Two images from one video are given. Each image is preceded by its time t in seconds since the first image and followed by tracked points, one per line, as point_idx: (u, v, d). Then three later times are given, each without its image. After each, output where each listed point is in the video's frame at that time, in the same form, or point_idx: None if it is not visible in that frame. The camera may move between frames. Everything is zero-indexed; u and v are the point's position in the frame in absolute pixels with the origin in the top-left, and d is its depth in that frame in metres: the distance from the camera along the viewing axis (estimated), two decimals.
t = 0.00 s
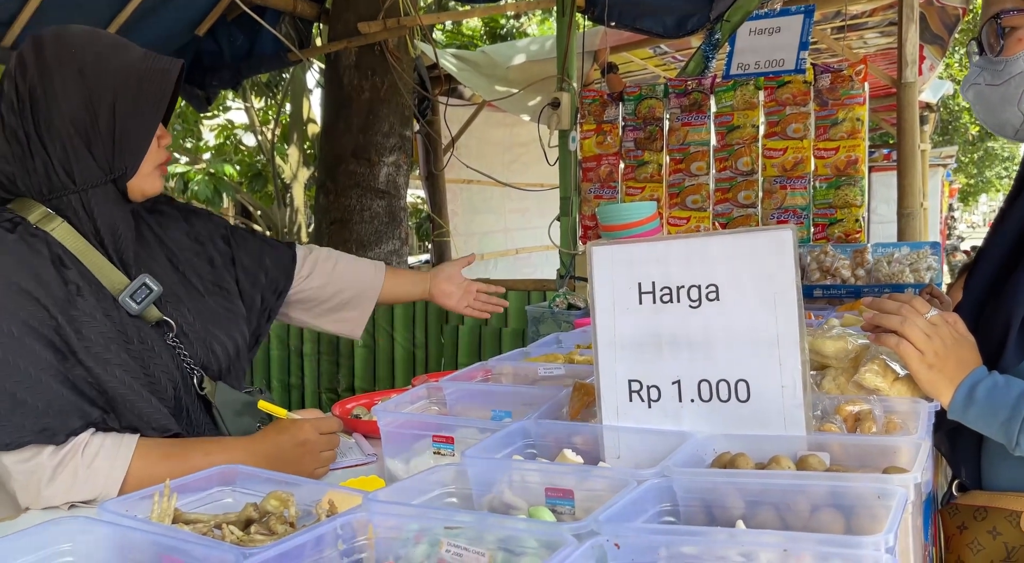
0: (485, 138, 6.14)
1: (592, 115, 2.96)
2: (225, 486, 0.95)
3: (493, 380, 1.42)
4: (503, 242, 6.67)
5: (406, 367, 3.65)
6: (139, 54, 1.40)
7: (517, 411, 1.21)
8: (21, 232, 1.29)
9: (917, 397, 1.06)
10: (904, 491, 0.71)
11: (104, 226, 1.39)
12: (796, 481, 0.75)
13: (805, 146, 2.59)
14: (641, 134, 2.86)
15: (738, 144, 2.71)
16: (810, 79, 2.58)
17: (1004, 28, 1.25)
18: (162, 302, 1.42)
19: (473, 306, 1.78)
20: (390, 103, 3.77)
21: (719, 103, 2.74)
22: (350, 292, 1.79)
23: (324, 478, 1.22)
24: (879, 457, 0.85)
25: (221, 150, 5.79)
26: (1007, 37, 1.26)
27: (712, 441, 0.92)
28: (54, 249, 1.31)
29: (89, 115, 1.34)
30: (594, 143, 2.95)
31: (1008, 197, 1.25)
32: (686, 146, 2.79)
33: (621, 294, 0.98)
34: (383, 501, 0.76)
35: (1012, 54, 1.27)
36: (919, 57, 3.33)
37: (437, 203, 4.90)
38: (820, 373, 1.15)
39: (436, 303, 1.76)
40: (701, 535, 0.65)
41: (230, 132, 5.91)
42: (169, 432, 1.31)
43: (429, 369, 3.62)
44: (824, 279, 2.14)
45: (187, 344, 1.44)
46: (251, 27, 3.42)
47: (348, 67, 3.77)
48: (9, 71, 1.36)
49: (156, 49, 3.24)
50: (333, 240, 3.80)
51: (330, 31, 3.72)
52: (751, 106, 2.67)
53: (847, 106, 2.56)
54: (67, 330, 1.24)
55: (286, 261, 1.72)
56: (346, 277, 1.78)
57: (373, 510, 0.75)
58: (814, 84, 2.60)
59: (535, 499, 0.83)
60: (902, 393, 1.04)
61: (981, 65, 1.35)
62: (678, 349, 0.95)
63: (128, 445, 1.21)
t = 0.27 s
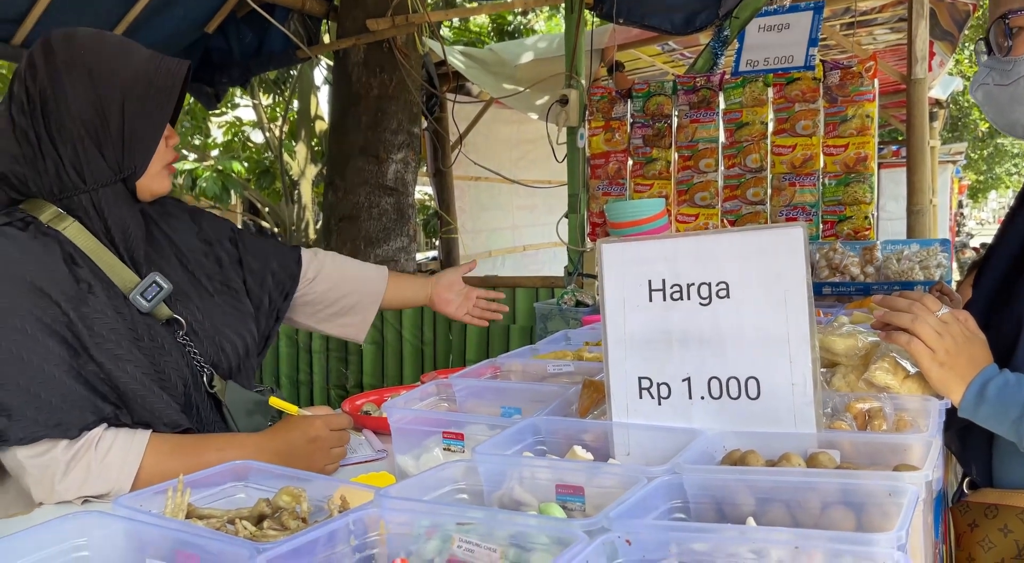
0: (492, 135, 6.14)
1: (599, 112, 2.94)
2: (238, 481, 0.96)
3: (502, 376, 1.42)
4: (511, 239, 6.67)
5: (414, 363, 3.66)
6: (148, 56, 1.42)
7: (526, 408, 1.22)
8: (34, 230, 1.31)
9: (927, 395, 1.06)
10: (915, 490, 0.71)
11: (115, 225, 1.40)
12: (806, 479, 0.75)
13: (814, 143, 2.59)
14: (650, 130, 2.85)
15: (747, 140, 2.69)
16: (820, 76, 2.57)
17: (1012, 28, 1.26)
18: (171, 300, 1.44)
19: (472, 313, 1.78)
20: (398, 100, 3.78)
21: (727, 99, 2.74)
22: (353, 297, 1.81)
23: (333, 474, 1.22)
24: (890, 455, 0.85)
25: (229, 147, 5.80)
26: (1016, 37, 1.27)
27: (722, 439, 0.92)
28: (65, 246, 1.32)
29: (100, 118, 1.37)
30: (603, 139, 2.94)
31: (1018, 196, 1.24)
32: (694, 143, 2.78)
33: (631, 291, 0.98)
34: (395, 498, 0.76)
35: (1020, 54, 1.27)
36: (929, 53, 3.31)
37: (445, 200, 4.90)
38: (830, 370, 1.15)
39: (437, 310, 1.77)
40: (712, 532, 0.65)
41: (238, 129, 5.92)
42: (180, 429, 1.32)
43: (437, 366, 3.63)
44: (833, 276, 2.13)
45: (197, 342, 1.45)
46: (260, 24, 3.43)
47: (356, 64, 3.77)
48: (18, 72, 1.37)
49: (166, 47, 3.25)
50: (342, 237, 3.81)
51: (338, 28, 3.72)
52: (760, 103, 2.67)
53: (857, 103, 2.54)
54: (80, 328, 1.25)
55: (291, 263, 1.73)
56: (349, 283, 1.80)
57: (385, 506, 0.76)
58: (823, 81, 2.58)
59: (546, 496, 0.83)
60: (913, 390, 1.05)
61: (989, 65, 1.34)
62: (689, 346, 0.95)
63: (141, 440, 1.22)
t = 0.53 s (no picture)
0: (503, 132, 6.13)
1: (611, 108, 2.94)
2: (252, 475, 0.97)
3: (514, 373, 1.41)
4: (521, 235, 6.66)
5: (425, 360, 3.67)
6: (159, 54, 1.44)
7: (538, 404, 1.22)
8: (48, 227, 1.32)
9: (942, 393, 1.05)
10: (931, 487, 0.71)
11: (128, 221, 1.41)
12: (821, 476, 0.75)
13: (827, 140, 2.57)
14: (662, 127, 2.84)
15: (759, 137, 2.68)
16: (833, 72, 2.56)
17: None
18: (183, 296, 1.44)
19: (485, 314, 1.78)
20: (409, 97, 3.79)
21: (740, 96, 2.73)
22: (363, 297, 1.80)
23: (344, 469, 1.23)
24: (905, 454, 0.85)
25: (241, 144, 5.82)
26: None
27: (736, 436, 0.92)
28: (78, 242, 1.33)
29: (113, 114, 1.38)
30: (615, 136, 2.94)
31: None
32: (707, 139, 2.77)
33: (643, 288, 0.98)
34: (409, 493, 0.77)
35: None
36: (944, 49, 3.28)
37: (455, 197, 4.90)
38: (843, 368, 1.14)
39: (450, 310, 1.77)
40: (727, 529, 0.65)
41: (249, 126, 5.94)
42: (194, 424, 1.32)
43: (448, 362, 3.64)
44: (846, 273, 2.12)
45: (208, 337, 1.46)
46: (272, 21, 3.44)
47: (368, 60, 3.78)
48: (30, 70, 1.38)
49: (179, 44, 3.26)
50: (353, 233, 3.82)
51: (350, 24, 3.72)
52: (772, 100, 2.66)
53: (870, 100, 2.53)
54: (92, 323, 1.26)
55: (300, 261, 1.74)
56: (357, 283, 1.80)
57: (399, 501, 0.76)
58: (837, 77, 2.58)
59: (558, 492, 0.84)
60: (928, 389, 1.04)
61: (1009, 55, 1.33)
62: (702, 342, 0.95)
63: (155, 435, 1.23)
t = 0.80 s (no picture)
0: (520, 127, 6.12)
1: (630, 103, 2.91)
2: (268, 469, 0.97)
3: (531, 368, 1.42)
4: (539, 231, 6.65)
5: (442, 354, 3.68)
6: (175, 49, 1.45)
7: (554, 400, 1.21)
8: (63, 221, 1.34)
9: (966, 391, 1.03)
10: (955, 487, 0.70)
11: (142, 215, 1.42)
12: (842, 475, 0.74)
13: (849, 135, 2.54)
14: (681, 122, 2.83)
15: (780, 132, 2.65)
16: (856, 66, 2.52)
17: None
18: (198, 290, 1.45)
19: (513, 308, 1.75)
20: (427, 92, 3.79)
21: (761, 91, 2.69)
22: (382, 288, 1.80)
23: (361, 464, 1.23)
24: (928, 453, 0.83)
25: (261, 140, 5.86)
26: None
27: (755, 433, 0.91)
28: (93, 237, 1.34)
29: (129, 109, 1.39)
30: (633, 131, 2.90)
31: None
32: (727, 135, 2.74)
33: (662, 283, 0.97)
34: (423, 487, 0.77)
35: None
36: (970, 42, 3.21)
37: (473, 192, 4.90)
38: (864, 365, 1.12)
39: (474, 302, 1.75)
40: (744, 527, 0.65)
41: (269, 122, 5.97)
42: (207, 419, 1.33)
43: (465, 358, 3.64)
44: (867, 271, 2.09)
45: (223, 331, 1.46)
46: (291, 16, 3.46)
47: (386, 55, 3.79)
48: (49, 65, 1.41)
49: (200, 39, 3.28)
50: (371, 228, 3.83)
51: (369, 19, 3.73)
52: (794, 94, 2.63)
53: (893, 94, 2.47)
54: (106, 317, 1.28)
55: (317, 255, 1.74)
56: (377, 275, 1.80)
57: (413, 495, 0.76)
58: (859, 71, 2.53)
59: (574, 488, 0.83)
60: (951, 387, 1.02)
61: None
62: (721, 338, 0.94)
63: (171, 426, 1.24)
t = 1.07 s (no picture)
0: (551, 119, 6.08)
1: (663, 93, 2.86)
2: (288, 461, 0.97)
3: (557, 361, 1.38)
4: (569, 224, 6.61)
5: (471, 346, 3.68)
6: (202, 38, 1.45)
7: (581, 393, 1.19)
8: (86, 210, 1.35)
9: (1013, 389, 0.99)
10: (1001, 490, 0.66)
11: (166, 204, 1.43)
12: (879, 475, 0.70)
13: (888, 124, 2.47)
14: (715, 111, 2.76)
15: (816, 122, 2.59)
16: (897, 53, 2.43)
17: None
18: (222, 279, 1.46)
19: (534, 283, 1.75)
20: (457, 82, 3.78)
21: (797, 79, 2.62)
22: (407, 275, 1.80)
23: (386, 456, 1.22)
24: (971, 453, 0.80)
25: (294, 132, 5.91)
26: None
27: (788, 430, 0.88)
28: (117, 226, 1.36)
29: (154, 99, 1.40)
30: (665, 121, 2.86)
31: None
32: (762, 124, 2.68)
33: (693, 274, 0.94)
34: (444, 482, 0.75)
35: None
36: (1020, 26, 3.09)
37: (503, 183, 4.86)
38: (904, 361, 1.08)
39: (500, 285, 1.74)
40: (774, 530, 0.62)
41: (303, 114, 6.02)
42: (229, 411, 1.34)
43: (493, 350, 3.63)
44: (906, 264, 2.01)
45: (247, 321, 1.47)
46: (322, 8, 3.47)
47: (416, 45, 3.79)
48: (78, 54, 1.43)
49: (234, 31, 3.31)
50: (400, 220, 3.83)
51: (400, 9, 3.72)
52: (831, 82, 2.56)
53: (936, 82, 2.40)
54: (129, 305, 1.30)
55: (345, 243, 1.74)
56: (401, 259, 1.80)
57: (433, 490, 0.75)
58: (901, 59, 2.44)
59: (599, 485, 0.81)
60: (996, 384, 0.97)
61: None
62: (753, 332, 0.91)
63: (195, 416, 1.25)
